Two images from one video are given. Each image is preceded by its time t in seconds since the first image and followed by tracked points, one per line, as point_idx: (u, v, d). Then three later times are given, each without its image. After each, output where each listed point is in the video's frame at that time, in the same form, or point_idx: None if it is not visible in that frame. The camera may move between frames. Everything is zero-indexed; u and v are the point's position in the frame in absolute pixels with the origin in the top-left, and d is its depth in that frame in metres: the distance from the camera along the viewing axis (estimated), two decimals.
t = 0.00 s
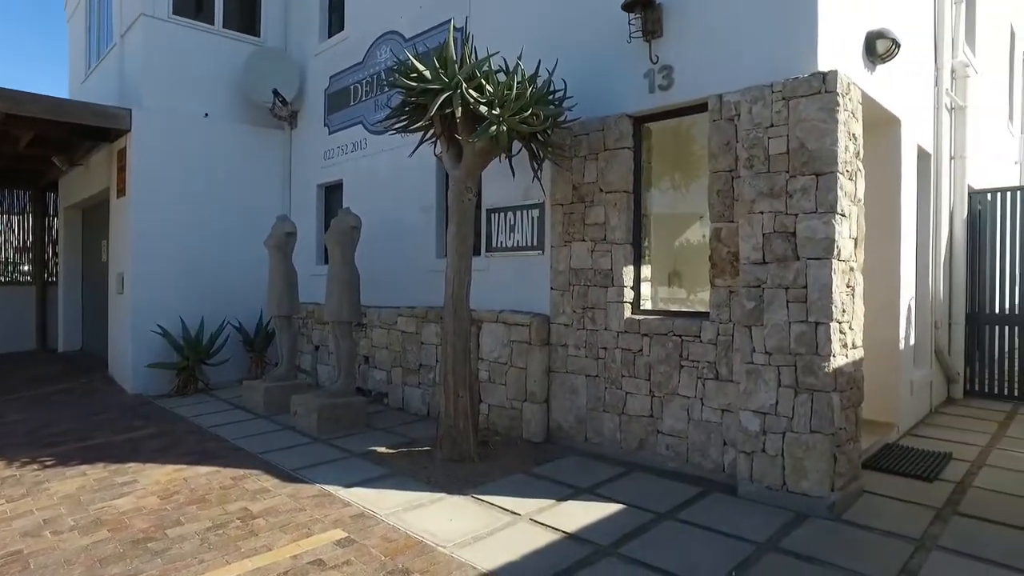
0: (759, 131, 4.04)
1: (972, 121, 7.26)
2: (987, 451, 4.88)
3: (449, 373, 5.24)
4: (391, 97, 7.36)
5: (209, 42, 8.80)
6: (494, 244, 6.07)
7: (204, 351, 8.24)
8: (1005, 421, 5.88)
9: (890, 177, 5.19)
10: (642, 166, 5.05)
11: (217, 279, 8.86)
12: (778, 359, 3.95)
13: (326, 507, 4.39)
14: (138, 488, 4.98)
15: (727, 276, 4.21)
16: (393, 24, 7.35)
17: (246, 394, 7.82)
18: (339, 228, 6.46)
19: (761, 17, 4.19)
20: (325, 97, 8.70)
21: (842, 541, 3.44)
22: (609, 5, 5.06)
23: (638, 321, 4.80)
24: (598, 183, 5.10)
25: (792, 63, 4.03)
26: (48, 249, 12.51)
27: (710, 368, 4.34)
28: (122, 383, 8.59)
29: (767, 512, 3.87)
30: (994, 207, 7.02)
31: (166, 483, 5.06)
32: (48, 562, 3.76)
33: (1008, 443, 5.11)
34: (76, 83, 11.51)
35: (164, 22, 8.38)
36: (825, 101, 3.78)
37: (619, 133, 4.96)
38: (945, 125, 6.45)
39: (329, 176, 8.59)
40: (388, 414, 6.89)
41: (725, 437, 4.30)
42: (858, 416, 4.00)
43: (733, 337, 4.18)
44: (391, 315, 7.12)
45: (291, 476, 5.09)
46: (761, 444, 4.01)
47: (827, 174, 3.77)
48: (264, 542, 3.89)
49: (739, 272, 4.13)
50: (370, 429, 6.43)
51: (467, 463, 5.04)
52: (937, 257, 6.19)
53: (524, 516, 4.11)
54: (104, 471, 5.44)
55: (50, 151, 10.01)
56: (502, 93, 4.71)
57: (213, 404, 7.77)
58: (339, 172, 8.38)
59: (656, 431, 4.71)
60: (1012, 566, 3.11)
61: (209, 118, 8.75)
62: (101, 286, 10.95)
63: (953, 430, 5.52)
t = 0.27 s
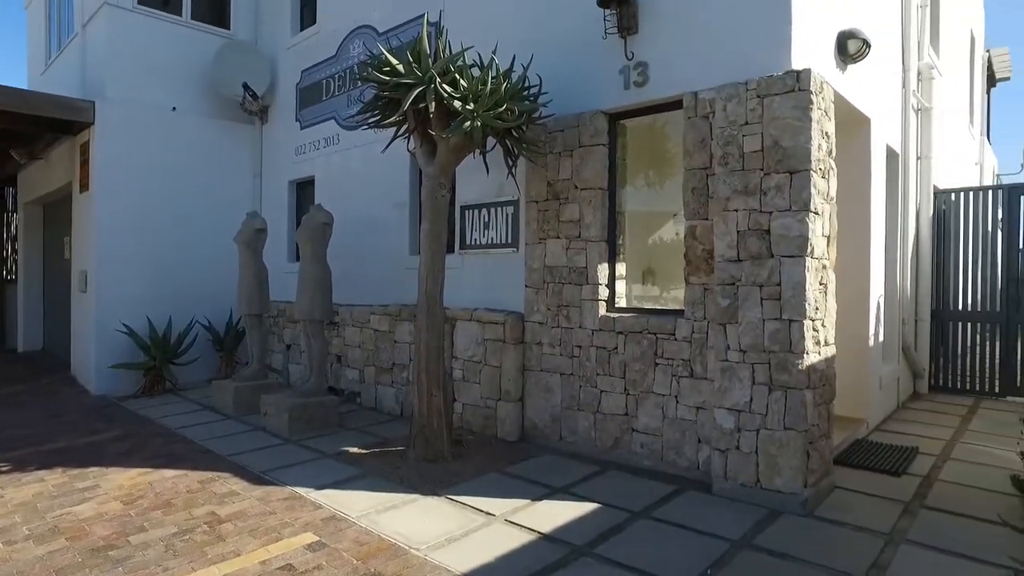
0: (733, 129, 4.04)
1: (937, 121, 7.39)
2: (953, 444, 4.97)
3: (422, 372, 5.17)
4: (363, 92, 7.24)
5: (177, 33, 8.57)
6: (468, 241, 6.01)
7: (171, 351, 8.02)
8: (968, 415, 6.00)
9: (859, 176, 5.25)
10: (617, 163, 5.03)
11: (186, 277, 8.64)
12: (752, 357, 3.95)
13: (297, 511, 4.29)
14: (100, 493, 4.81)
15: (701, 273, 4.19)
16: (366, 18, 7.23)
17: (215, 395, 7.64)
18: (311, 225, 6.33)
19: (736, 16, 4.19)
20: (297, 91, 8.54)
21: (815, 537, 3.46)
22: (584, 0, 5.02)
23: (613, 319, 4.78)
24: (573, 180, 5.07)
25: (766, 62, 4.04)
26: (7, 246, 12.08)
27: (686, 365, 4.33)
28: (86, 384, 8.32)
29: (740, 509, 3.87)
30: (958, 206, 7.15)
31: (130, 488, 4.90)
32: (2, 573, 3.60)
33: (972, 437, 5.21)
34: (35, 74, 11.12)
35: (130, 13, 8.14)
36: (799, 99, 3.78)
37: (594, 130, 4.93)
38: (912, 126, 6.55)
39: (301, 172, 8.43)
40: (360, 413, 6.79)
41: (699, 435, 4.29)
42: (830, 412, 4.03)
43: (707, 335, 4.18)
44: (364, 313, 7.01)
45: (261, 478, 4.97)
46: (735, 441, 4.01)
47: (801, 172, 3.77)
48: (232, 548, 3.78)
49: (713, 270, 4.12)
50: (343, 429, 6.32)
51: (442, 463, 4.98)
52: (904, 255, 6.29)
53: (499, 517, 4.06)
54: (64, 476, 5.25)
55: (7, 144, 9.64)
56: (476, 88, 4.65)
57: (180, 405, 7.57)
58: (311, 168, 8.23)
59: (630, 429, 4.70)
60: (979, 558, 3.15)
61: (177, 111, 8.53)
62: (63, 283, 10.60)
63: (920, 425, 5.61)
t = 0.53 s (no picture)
0: (699, 129, 4.03)
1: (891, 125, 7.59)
2: (908, 439, 5.09)
3: (386, 374, 5.07)
4: (326, 88, 7.08)
5: (131, 24, 8.27)
6: (432, 240, 5.93)
7: (126, 353, 7.73)
8: (922, 410, 6.16)
9: (819, 177, 5.33)
10: (584, 161, 5.01)
11: (141, 276, 8.35)
12: (717, 356, 3.96)
13: (256, 518, 4.16)
14: (46, 505, 4.58)
15: (667, 273, 4.18)
16: (329, 12, 7.08)
17: (171, 398, 7.39)
18: (272, 223, 6.16)
19: (702, 16, 4.20)
20: (257, 86, 8.32)
21: (779, 534, 3.48)
22: None
23: (579, 319, 4.75)
24: (539, 179, 5.04)
25: (731, 63, 4.05)
26: None
27: (652, 365, 4.32)
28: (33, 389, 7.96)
29: (706, 507, 3.88)
30: (912, 207, 7.30)
31: (79, 498, 4.68)
32: None
33: (927, 431, 5.35)
34: None
35: (80, 2, 7.82)
36: (764, 99, 3.80)
37: (561, 128, 4.90)
38: (869, 129, 6.70)
39: (262, 169, 8.22)
40: (323, 415, 6.65)
41: (665, 435, 4.28)
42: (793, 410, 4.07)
43: (673, 335, 4.17)
44: (327, 314, 6.86)
45: (219, 485, 4.81)
46: (701, 440, 4.02)
47: (765, 172, 3.80)
48: (187, 559, 3.64)
49: (679, 269, 4.11)
50: (305, 432, 6.17)
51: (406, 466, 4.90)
52: (862, 255, 6.43)
53: (465, 520, 4.00)
54: (7, 486, 4.99)
55: None
56: (441, 85, 4.58)
57: (134, 409, 7.30)
58: (272, 165, 8.03)
59: (596, 430, 4.69)
60: (936, 552, 3.20)
61: (131, 105, 8.23)
62: (9, 283, 10.14)
63: (877, 420, 5.74)
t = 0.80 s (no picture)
0: (653, 128, 4.04)
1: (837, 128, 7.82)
2: (852, 432, 5.25)
3: (339, 375, 4.96)
4: (277, 81, 6.87)
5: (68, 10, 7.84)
6: (386, 238, 5.82)
7: (65, 356, 7.34)
8: (865, 404, 6.36)
9: (769, 177, 5.45)
10: (539, 160, 4.99)
11: (79, 275, 7.96)
12: (671, 354, 3.93)
13: (201, 527, 3.98)
14: None
15: (622, 271, 4.18)
16: (280, 3, 6.87)
17: (113, 402, 7.07)
18: (219, 221, 5.94)
19: (657, 16, 4.21)
20: (205, 78, 8.03)
21: (732, 529, 3.52)
22: None
23: (534, 317, 4.72)
24: (494, 177, 5.00)
25: (685, 63, 4.07)
26: None
27: (607, 364, 4.32)
28: None
29: (660, 504, 3.90)
30: (856, 208, 7.51)
31: (8, 510, 4.41)
32: None
33: (870, 424, 5.52)
34: None
35: None
36: (717, 99, 3.80)
37: (516, 126, 4.86)
38: (816, 132, 6.87)
39: (210, 165, 7.94)
40: (274, 418, 6.46)
41: (620, 432, 4.30)
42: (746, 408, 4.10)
43: (627, 333, 4.19)
44: (277, 313, 6.67)
45: (162, 493, 4.60)
46: (656, 438, 3.99)
47: (719, 171, 3.78)
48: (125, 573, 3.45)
49: (634, 268, 4.11)
50: (254, 435, 5.98)
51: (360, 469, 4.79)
52: (809, 254, 6.59)
53: (420, 523, 3.93)
54: None
55: None
56: (395, 80, 4.49)
57: (73, 415, 6.95)
58: (221, 161, 7.76)
59: (552, 429, 4.68)
60: (882, 542, 3.28)
61: (68, 95, 7.82)
62: None
63: (824, 415, 5.90)
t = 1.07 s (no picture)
0: (601, 124, 4.01)
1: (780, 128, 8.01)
2: (795, 426, 5.36)
3: (281, 376, 4.78)
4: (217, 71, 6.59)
5: None
6: (332, 235, 5.66)
7: None
8: (808, 398, 6.53)
9: (715, 175, 5.52)
10: (487, 156, 4.93)
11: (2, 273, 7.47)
12: (619, 351, 3.88)
13: (131, 538, 3.76)
14: None
15: (570, 269, 4.16)
16: None
17: (40, 407, 6.67)
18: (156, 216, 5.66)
19: (605, 12, 4.19)
20: (141, 67, 7.65)
21: (678, 526, 3.52)
22: None
23: (482, 315, 4.67)
24: (441, 173, 4.92)
25: (633, 60, 4.06)
26: None
27: (555, 362, 4.30)
28: None
29: (609, 501, 3.88)
30: (799, 208, 7.68)
31: None
32: None
33: (813, 418, 5.65)
34: None
35: None
36: (664, 97, 3.79)
37: (464, 121, 4.78)
38: (761, 132, 7.01)
39: (147, 158, 7.58)
40: (216, 421, 6.20)
41: (568, 431, 4.28)
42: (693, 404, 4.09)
43: (575, 331, 4.17)
44: (219, 313, 6.41)
45: (89, 503, 4.34)
46: (604, 436, 3.96)
47: (666, 168, 3.76)
48: None
49: (582, 265, 4.08)
50: (194, 439, 5.73)
51: (303, 473, 4.63)
52: (755, 252, 6.72)
53: (365, 527, 3.81)
54: None
55: None
56: (338, 71, 4.34)
57: None
58: (159, 154, 7.41)
59: (501, 427, 4.63)
60: (822, 533, 3.33)
61: None
62: None
63: (769, 409, 6.03)
